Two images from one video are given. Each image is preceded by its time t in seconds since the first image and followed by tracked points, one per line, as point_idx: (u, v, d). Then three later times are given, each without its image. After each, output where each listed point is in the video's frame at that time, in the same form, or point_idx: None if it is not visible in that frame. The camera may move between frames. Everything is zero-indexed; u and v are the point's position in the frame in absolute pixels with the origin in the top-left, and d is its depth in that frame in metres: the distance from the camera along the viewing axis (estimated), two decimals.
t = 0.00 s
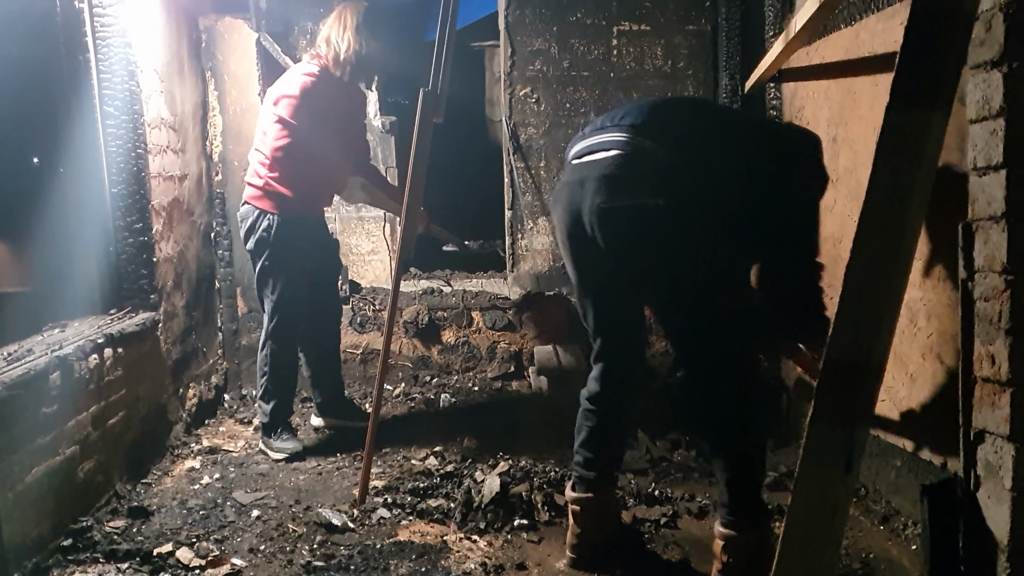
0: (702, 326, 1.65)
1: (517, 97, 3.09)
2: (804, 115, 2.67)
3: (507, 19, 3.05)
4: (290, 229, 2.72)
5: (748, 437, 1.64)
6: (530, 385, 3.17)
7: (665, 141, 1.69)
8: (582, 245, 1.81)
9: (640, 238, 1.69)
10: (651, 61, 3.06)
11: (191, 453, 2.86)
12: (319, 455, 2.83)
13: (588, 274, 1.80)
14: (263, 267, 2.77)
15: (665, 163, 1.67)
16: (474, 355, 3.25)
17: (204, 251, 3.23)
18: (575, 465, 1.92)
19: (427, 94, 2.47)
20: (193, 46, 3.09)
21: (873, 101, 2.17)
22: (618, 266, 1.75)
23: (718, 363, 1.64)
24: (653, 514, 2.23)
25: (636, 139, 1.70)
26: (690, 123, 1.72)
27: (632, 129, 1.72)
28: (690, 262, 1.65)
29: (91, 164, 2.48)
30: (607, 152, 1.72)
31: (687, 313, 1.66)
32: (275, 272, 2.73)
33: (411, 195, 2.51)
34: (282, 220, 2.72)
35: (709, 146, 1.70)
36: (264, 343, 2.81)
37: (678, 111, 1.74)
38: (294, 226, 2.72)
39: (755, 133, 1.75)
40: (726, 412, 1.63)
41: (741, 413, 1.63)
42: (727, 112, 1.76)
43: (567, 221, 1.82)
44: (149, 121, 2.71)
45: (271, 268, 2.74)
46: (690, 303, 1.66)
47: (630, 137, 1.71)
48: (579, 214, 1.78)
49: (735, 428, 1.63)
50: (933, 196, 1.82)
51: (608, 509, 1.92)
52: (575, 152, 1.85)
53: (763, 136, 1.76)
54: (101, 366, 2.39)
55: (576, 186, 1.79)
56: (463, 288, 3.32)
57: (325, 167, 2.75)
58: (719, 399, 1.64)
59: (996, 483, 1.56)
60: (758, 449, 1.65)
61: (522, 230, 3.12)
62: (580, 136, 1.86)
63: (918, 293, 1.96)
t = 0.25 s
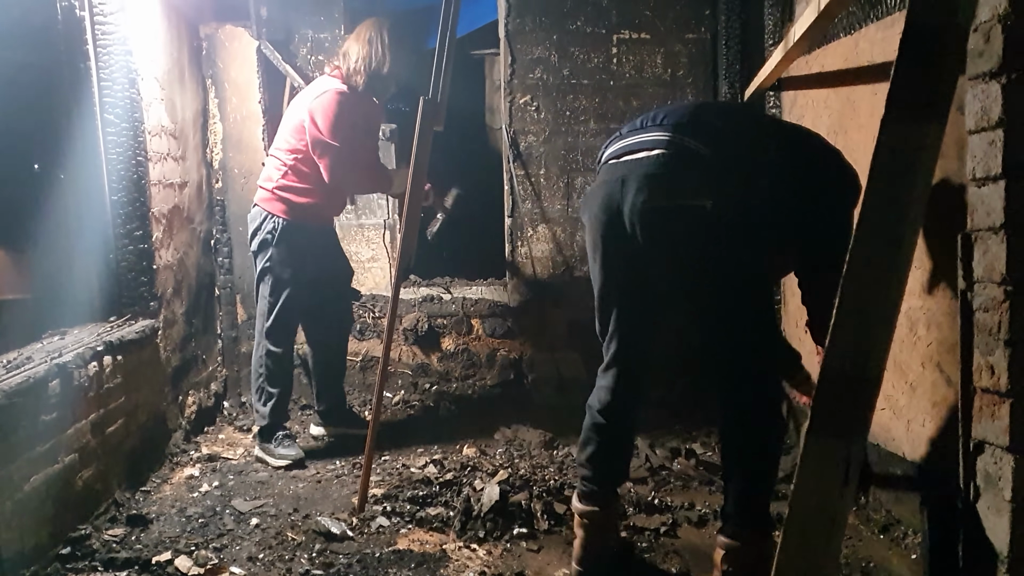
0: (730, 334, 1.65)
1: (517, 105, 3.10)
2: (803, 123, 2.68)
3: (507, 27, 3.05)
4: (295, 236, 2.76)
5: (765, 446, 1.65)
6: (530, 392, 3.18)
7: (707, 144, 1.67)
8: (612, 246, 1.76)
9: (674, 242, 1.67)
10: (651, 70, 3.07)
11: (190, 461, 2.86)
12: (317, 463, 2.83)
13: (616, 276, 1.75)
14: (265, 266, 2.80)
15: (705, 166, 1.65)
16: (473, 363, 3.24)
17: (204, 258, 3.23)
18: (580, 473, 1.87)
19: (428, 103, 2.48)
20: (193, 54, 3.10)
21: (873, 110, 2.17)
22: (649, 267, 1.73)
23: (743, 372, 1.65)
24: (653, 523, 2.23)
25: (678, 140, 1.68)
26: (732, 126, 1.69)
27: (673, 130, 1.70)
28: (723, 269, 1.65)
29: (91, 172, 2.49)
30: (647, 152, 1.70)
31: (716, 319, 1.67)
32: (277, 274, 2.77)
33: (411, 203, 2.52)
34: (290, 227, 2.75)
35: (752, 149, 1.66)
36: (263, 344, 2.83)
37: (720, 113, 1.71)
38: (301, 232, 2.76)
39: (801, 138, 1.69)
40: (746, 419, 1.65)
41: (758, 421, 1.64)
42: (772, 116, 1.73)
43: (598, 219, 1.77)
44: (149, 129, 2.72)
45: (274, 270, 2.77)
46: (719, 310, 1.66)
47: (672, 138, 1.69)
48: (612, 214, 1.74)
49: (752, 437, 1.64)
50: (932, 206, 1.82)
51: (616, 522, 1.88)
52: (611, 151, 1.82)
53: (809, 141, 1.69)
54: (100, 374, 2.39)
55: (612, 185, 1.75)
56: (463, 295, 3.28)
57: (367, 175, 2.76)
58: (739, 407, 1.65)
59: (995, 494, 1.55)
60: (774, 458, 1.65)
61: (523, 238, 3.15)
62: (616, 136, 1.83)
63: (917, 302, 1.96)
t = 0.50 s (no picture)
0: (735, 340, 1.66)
1: (517, 114, 3.11)
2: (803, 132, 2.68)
3: (507, 36, 3.06)
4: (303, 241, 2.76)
5: (768, 451, 1.65)
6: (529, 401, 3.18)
7: (711, 150, 1.66)
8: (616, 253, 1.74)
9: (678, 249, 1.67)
10: (651, 78, 3.08)
11: (189, 469, 2.85)
12: (316, 471, 2.82)
13: (620, 284, 1.73)
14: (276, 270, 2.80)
15: (710, 173, 1.64)
16: (473, 370, 3.24)
17: (204, 266, 3.24)
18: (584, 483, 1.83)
19: (428, 112, 2.48)
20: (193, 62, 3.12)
21: (873, 119, 2.18)
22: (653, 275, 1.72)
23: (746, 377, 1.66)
24: (652, 532, 2.22)
25: (683, 146, 1.66)
26: (735, 131, 1.68)
27: (678, 135, 1.68)
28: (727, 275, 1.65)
29: (90, 180, 2.49)
30: (652, 158, 1.69)
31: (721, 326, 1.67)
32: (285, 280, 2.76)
33: (411, 212, 2.52)
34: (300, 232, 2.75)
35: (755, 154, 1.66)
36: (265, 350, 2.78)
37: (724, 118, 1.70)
38: (309, 238, 2.76)
39: (802, 144, 1.70)
40: (749, 424, 1.65)
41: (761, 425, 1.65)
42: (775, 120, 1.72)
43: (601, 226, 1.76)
44: (150, 137, 2.73)
45: (283, 275, 2.77)
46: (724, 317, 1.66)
47: (677, 143, 1.67)
48: (616, 221, 1.73)
49: (755, 443, 1.64)
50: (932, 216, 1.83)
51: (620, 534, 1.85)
52: (614, 156, 1.80)
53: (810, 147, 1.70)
54: (100, 382, 2.39)
55: (616, 191, 1.74)
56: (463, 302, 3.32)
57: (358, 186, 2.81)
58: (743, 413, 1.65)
59: (996, 505, 1.55)
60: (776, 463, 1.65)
61: (523, 245, 3.18)
62: (619, 141, 1.82)
63: (917, 312, 1.97)
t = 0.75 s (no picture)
0: (734, 342, 1.63)
1: (517, 120, 3.11)
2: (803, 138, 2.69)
3: (507, 42, 3.07)
4: (301, 250, 2.77)
5: (766, 457, 1.63)
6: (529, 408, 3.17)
7: (712, 152, 1.66)
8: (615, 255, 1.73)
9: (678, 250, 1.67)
10: (651, 85, 3.08)
11: (188, 475, 2.85)
12: (316, 477, 2.82)
13: (618, 286, 1.73)
14: (266, 282, 2.81)
15: (712, 175, 1.64)
16: (473, 376, 3.24)
17: (205, 271, 3.24)
18: (580, 491, 1.83)
19: (429, 118, 2.48)
20: (194, 68, 3.12)
21: (874, 125, 2.18)
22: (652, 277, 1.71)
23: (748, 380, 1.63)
24: (653, 539, 2.22)
25: (684, 149, 1.67)
26: (735, 134, 1.69)
27: (678, 137, 1.68)
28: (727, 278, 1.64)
29: (91, 186, 2.49)
30: (652, 160, 1.68)
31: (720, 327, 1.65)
32: (280, 288, 2.76)
33: (412, 218, 2.52)
34: (291, 241, 2.75)
35: (755, 159, 1.67)
36: (262, 361, 2.78)
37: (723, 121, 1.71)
38: (305, 246, 2.77)
39: (797, 150, 1.72)
40: (748, 428, 1.63)
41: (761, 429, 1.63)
42: (772, 126, 1.74)
43: (600, 227, 1.75)
44: (150, 143, 2.73)
45: (275, 285, 2.77)
46: (724, 319, 1.64)
47: (678, 146, 1.67)
48: (615, 223, 1.73)
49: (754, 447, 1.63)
50: (933, 223, 1.83)
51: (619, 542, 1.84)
52: (612, 157, 1.79)
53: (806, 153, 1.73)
54: (100, 389, 2.38)
55: (615, 192, 1.73)
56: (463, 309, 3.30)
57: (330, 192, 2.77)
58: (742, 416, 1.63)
59: (998, 514, 1.55)
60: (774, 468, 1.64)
61: (522, 251, 3.18)
62: (617, 142, 1.81)
63: (919, 318, 1.96)
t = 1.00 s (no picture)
0: (736, 344, 1.62)
1: (517, 127, 3.11)
2: (803, 146, 2.69)
3: (507, 50, 3.07)
4: (266, 261, 2.74)
5: (763, 464, 1.61)
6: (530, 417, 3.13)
7: (712, 159, 1.68)
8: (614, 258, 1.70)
9: (679, 254, 1.65)
10: (651, 92, 3.09)
11: (187, 483, 2.84)
12: (315, 485, 2.81)
13: (618, 292, 1.70)
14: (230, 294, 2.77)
15: (713, 181, 1.66)
16: (473, 384, 3.23)
17: (204, 278, 3.23)
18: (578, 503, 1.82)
19: (429, 126, 2.49)
20: (194, 75, 3.11)
21: (873, 133, 2.18)
22: (651, 281, 1.69)
23: (749, 384, 1.61)
24: (653, 548, 2.21)
25: (684, 155, 1.69)
26: (732, 141, 1.72)
27: (679, 144, 1.70)
28: (730, 280, 1.63)
29: (90, 193, 2.49)
30: (654, 165, 1.69)
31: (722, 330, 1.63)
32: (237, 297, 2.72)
33: (411, 226, 2.52)
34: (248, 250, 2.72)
35: (752, 166, 1.70)
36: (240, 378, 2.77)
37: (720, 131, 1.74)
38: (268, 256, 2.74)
39: (790, 161, 1.76)
40: (746, 436, 1.60)
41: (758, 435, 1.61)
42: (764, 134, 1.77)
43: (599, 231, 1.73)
44: (150, 150, 2.73)
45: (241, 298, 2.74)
46: (726, 322, 1.63)
47: (679, 152, 1.69)
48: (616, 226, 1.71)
49: (752, 454, 1.60)
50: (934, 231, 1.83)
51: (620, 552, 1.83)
52: (610, 163, 1.79)
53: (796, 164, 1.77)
54: (98, 396, 2.38)
55: (616, 196, 1.73)
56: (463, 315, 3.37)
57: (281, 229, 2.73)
58: (740, 420, 1.61)
59: (1000, 523, 1.54)
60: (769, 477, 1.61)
61: (522, 258, 3.22)
62: (615, 147, 1.81)
63: (919, 327, 1.96)
